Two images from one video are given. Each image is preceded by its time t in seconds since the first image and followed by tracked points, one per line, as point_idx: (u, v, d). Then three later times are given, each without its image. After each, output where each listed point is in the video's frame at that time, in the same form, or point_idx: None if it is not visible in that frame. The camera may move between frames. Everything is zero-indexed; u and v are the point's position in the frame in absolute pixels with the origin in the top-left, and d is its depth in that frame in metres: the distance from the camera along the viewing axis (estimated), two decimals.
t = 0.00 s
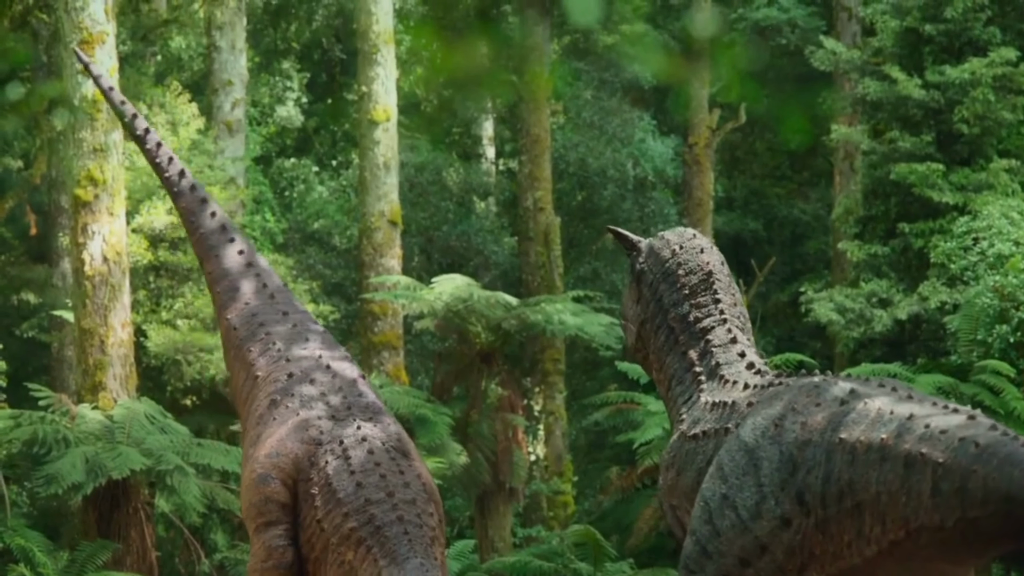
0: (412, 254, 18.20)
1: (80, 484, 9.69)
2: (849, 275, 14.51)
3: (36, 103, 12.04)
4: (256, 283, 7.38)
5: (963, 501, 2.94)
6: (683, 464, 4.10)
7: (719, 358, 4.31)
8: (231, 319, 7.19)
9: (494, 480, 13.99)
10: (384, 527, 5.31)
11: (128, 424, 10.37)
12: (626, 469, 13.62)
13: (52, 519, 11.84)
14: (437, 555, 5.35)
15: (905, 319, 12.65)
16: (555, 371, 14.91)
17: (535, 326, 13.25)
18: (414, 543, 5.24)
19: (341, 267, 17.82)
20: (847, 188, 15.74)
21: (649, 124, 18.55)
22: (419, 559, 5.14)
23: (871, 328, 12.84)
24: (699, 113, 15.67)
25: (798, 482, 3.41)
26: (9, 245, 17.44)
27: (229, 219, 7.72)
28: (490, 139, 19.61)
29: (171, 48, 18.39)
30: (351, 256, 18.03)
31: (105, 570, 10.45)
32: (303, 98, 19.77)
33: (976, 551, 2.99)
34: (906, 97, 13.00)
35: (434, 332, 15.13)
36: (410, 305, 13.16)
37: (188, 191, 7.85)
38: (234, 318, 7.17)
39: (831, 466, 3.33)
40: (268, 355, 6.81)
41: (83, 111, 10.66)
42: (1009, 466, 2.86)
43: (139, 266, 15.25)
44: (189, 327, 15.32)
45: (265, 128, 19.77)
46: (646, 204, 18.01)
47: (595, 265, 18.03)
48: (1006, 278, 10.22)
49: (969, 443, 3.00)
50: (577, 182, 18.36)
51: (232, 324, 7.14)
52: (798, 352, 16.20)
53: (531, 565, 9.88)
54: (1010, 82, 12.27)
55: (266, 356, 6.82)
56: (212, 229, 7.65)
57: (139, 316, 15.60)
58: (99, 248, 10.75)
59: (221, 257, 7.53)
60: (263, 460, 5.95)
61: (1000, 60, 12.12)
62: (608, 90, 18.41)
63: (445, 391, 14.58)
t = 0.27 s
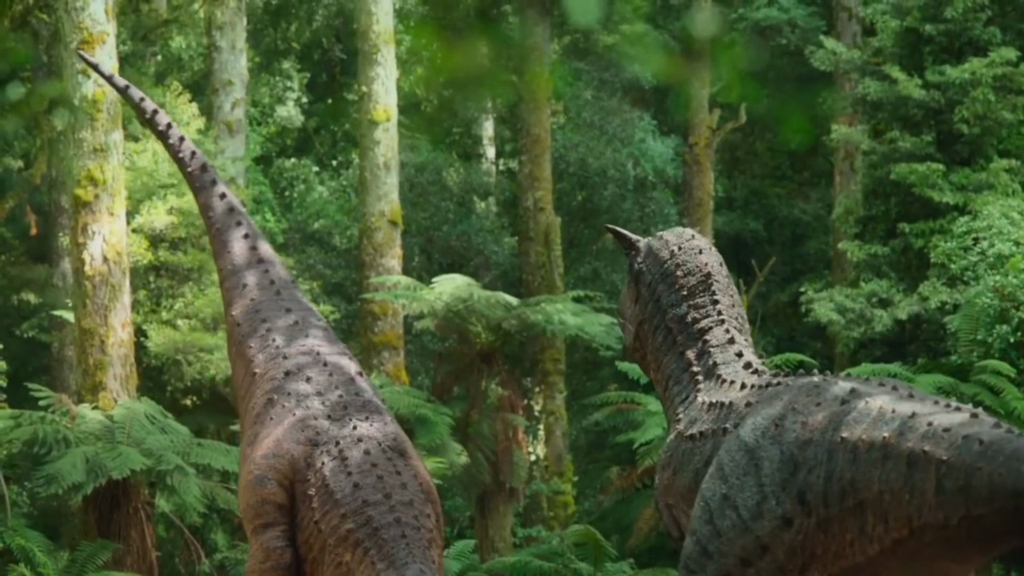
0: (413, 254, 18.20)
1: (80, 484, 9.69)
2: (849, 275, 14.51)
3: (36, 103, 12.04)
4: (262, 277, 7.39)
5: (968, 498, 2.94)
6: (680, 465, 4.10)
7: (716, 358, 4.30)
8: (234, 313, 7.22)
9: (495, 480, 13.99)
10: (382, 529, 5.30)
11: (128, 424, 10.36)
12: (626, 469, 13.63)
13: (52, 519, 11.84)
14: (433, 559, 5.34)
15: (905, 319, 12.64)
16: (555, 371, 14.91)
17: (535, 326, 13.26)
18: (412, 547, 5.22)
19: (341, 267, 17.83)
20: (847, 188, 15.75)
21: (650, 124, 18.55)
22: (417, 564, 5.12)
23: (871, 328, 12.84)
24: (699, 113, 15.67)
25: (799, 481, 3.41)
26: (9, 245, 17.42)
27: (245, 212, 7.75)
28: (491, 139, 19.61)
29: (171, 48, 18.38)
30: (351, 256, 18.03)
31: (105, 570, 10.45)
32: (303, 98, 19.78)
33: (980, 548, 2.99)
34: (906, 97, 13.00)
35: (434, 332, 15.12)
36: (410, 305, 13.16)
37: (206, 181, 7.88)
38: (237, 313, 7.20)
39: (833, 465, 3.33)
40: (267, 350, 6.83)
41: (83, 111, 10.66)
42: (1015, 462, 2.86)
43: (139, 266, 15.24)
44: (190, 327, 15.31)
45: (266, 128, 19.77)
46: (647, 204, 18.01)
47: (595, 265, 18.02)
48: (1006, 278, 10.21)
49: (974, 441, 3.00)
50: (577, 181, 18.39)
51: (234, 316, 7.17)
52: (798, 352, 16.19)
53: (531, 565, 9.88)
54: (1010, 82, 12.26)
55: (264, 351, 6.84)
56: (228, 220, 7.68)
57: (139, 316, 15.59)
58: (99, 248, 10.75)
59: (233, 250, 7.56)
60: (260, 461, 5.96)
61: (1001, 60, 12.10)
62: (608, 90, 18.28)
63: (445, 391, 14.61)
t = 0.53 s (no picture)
0: (413, 254, 18.22)
1: (80, 484, 9.70)
2: (849, 275, 14.51)
3: (36, 102, 12.03)
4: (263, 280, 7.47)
5: (977, 495, 2.94)
6: (679, 466, 4.10)
7: (715, 361, 4.31)
8: (231, 314, 7.29)
9: (495, 480, 13.99)
10: (380, 531, 5.30)
11: (128, 423, 10.32)
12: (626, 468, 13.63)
13: (52, 519, 11.85)
14: (432, 561, 5.34)
15: (905, 319, 12.64)
16: (555, 371, 14.91)
17: (535, 326, 13.26)
18: (411, 549, 5.22)
19: (341, 267, 17.86)
20: (847, 188, 15.76)
21: (650, 124, 18.55)
22: (418, 567, 5.12)
23: (871, 328, 12.84)
24: (699, 113, 15.67)
25: (802, 480, 3.41)
26: (9, 245, 17.47)
27: (256, 213, 7.83)
28: (491, 139, 19.62)
29: (171, 48, 18.37)
30: (351, 256, 18.05)
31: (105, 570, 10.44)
32: (303, 98, 19.81)
33: (987, 546, 2.99)
34: (906, 97, 13.01)
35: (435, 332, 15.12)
36: (410, 306, 13.16)
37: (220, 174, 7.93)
38: (235, 314, 7.27)
39: (836, 462, 3.33)
40: (259, 351, 6.89)
41: (84, 111, 10.65)
42: None
43: (139, 266, 15.24)
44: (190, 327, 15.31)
45: (266, 128, 19.79)
46: (647, 204, 18.02)
47: (595, 265, 18.02)
48: (1006, 277, 10.19)
49: (982, 439, 2.99)
50: (577, 181, 18.43)
51: (231, 317, 7.25)
52: (798, 352, 16.18)
53: (531, 564, 9.88)
54: (1010, 82, 12.20)
55: (257, 351, 6.89)
56: (237, 220, 7.76)
57: (139, 316, 15.59)
58: (99, 248, 10.75)
59: (235, 249, 7.64)
60: (257, 462, 5.97)
61: (1001, 59, 12.02)
62: (609, 89, 18.15)
63: (445, 390, 14.60)
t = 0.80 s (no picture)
0: (413, 253, 18.23)
1: (80, 483, 9.72)
2: (849, 274, 14.51)
3: (35, 102, 12.02)
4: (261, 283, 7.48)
5: (982, 495, 2.95)
6: (681, 467, 4.10)
7: (716, 361, 4.31)
8: (228, 318, 7.30)
9: (495, 479, 13.99)
10: (382, 529, 5.31)
11: (129, 422, 10.29)
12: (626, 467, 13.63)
13: (52, 518, 11.85)
14: (434, 560, 5.35)
15: (905, 318, 12.63)
16: (555, 371, 14.91)
17: (535, 325, 13.26)
18: (413, 547, 5.23)
19: (341, 266, 17.89)
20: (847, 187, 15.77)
21: (650, 124, 18.54)
22: (422, 562, 5.14)
23: (872, 328, 12.84)
24: (699, 112, 15.67)
25: (803, 479, 3.41)
26: (9, 244, 17.58)
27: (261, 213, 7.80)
28: (491, 138, 19.62)
29: (172, 47, 18.37)
30: (351, 256, 18.07)
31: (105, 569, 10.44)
32: (303, 98, 19.83)
33: (991, 545, 3.01)
34: (906, 97, 13.01)
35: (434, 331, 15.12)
36: (410, 305, 13.16)
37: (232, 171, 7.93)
38: (233, 317, 7.28)
39: (838, 461, 3.33)
40: (253, 354, 6.89)
41: (84, 110, 10.65)
42: None
43: (140, 265, 15.24)
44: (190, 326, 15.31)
45: (266, 127, 19.78)
46: (647, 203, 18.02)
47: (595, 264, 18.03)
48: (1006, 277, 10.18)
49: (987, 438, 3.00)
50: (577, 181, 18.44)
51: (228, 319, 7.27)
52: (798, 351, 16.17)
53: (531, 563, 9.88)
54: (1010, 82, 12.20)
55: (251, 355, 6.90)
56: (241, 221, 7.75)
57: (139, 315, 15.59)
58: (99, 247, 10.75)
59: (236, 251, 7.66)
60: (257, 462, 5.97)
61: (1001, 59, 12.02)
62: (609, 88, 18.12)
63: (445, 390, 14.51)
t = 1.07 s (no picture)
0: (413, 251, 18.24)
1: (80, 482, 9.74)
2: (849, 273, 14.50)
3: (35, 100, 12.00)
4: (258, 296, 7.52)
5: (987, 498, 3.04)
6: (680, 466, 4.10)
7: (716, 361, 4.31)
8: (222, 330, 7.33)
9: (495, 478, 13.99)
10: (386, 522, 5.30)
11: (129, 421, 10.29)
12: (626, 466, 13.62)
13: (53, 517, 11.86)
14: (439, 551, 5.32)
15: (905, 317, 12.63)
16: (554, 369, 14.91)
17: (535, 324, 13.25)
18: (417, 537, 5.21)
19: (341, 265, 17.92)
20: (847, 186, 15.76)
21: (650, 122, 18.53)
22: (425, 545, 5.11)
23: (872, 326, 12.84)
24: (699, 111, 15.65)
25: (805, 478, 3.46)
26: (9, 243, 17.58)
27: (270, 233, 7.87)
28: (491, 136, 19.60)
29: (171, 46, 18.35)
30: (351, 254, 18.08)
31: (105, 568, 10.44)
32: (303, 96, 19.84)
33: (994, 546, 3.12)
34: (906, 95, 13.00)
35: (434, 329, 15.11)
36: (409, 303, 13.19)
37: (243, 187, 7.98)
38: (227, 330, 7.31)
39: (840, 460, 3.39)
40: (246, 363, 6.93)
41: (84, 108, 10.64)
42: None
43: (139, 264, 15.23)
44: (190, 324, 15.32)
45: (265, 126, 19.77)
46: (647, 201, 18.15)
47: (595, 263, 18.03)
48: (1006, 275, 10.17)
49: (992, 441, 3.08)
50: (577, 179, 18.47)
51: (221, 332, 7.30)
52: (798, 350, 16.17)
53: (531, 563, 9.88)
54: (1010, 80, 12.22)
55: (243, 363, 6.94)
56: (245, 237, 7.80)
57: (139, 313, 15.59)
58: (99, 246, 10.74)
59: (234, 266, 7.72)
60: (258, 462, 5.98)
61: (1001, 58, 12.08)
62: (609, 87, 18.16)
63: (445, 388, 14.56)
